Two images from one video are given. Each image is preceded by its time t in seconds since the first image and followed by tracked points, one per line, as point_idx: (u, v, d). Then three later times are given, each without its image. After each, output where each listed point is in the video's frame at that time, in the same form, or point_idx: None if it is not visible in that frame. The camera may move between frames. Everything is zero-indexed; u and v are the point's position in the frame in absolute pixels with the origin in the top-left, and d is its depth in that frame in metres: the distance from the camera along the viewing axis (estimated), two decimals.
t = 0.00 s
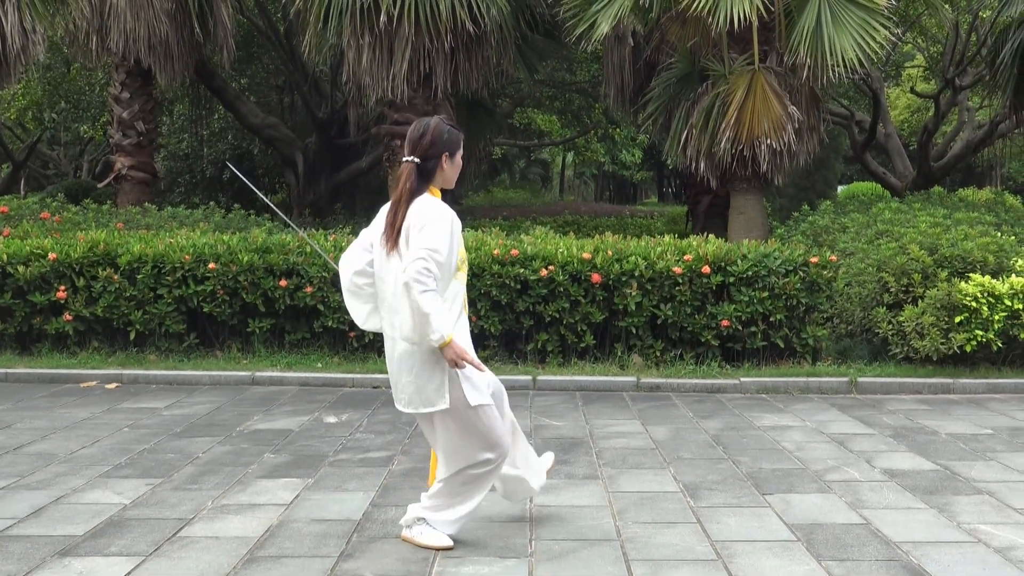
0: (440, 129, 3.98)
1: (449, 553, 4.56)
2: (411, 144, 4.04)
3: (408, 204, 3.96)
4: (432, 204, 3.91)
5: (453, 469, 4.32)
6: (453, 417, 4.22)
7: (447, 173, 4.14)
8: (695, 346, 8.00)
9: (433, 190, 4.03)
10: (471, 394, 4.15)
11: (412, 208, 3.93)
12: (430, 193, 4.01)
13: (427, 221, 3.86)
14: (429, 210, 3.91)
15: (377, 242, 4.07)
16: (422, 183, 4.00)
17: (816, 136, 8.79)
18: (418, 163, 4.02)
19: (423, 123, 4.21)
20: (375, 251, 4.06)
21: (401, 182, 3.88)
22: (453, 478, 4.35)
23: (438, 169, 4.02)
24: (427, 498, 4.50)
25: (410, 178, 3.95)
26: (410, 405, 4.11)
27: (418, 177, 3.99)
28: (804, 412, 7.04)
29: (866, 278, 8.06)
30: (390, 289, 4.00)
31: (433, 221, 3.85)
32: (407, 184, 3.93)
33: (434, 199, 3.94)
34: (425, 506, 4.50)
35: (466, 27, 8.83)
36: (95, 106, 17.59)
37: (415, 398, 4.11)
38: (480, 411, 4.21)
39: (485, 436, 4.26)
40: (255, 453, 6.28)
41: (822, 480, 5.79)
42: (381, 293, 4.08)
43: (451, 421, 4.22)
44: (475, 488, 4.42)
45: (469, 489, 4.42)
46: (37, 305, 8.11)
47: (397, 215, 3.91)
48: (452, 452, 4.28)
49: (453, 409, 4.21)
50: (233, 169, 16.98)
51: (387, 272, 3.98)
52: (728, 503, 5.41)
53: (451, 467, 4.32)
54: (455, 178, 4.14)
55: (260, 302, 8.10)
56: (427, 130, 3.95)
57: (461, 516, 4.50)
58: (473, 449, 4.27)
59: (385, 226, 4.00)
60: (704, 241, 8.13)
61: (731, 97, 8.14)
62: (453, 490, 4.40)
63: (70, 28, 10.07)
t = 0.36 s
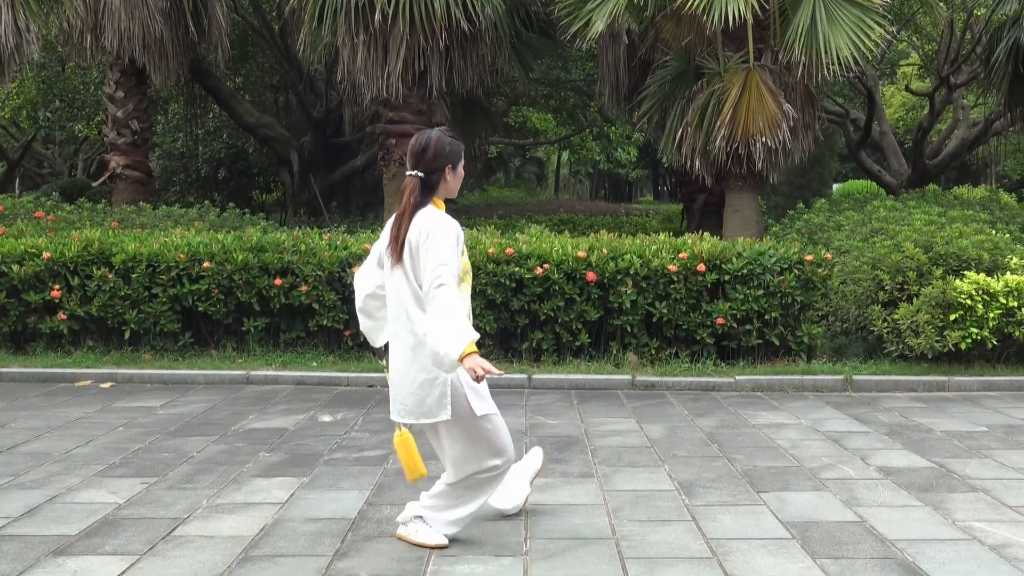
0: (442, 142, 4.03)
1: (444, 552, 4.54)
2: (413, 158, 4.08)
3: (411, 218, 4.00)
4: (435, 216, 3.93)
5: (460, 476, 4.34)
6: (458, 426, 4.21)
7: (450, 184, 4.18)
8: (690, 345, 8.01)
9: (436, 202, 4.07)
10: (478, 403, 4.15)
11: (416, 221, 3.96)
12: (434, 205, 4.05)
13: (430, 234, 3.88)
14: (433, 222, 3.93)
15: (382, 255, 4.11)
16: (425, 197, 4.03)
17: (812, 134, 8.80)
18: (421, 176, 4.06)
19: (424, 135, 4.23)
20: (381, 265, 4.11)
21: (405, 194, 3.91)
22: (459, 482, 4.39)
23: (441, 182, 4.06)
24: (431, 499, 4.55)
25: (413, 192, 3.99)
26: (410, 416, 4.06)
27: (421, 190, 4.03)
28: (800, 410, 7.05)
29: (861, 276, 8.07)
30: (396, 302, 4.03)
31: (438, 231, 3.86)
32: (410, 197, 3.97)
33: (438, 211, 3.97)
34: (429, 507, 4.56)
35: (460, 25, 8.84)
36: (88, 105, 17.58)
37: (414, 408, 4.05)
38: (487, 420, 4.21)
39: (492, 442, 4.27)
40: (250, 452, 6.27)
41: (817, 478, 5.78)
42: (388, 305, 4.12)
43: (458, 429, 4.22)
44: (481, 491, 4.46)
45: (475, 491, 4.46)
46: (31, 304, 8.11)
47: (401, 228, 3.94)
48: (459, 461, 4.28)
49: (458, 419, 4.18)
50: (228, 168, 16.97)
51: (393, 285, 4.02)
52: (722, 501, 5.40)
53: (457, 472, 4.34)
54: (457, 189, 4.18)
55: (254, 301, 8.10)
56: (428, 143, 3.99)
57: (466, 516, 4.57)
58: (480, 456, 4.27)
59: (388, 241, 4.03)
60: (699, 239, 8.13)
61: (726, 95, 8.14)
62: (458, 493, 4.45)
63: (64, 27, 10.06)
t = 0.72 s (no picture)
0: (455, 148, 4.09)
1: (437, 549, 4.50)
2: (427, 163, 4.16)
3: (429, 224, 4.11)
4: (453, 222, 4.04)
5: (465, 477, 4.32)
6: (465, 425, 4.22)
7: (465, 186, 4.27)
8: (683, 341, 8.02)
9: (453, 207, 4.17)
10: (487, 402, 4.20)
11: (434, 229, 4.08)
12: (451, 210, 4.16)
13: (451, 239, 4.00)
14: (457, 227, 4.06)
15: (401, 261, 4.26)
16: (442, 203, 4.13)
17: (804, 130, 8.83)
18: (436, 182, 4.15)
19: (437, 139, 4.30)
20: (399, 270, 4.27)
21: (422, 204, 4.01)
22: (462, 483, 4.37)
23: (455, 186, 4.15)
24: (432, 498, 4.51)
25: (429, 199, 4.09)
26: (416, 409, 4.14)
27: (436, 195, 4.12)
28: (793, 406, 7.05)
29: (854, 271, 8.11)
30: (411, 303, 4.17)
31: (459, 233, 4.01)
32: (427, 205, 4.07)
33: (455, 217, 4.08)
34: (428, 506, 4.52)
35: (453, 23, 8.84)
36: (81, 104, 17.59)
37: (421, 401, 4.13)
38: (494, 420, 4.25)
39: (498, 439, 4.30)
40: (243, 450, 6.25)
41: (810, 474, 5.76)
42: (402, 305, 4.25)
43: (465, 429, 4.23)
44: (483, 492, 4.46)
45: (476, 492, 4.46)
46: (24, 303, 8.11)
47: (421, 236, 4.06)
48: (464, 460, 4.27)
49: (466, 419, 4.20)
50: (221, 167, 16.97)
51: (410, 287, 4.17)
52: (715, 498, 5.37)
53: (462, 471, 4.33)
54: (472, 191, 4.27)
55: (247, 299, 8.11)
56: (441, 152, 4.07)
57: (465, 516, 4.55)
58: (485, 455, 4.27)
59: (407, 246, 4.15)
60: (692, 236, 8.13)
61: (719, 92, 8.15)
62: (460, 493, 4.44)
63: (55, 26, 10.05)
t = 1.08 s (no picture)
0: (474, 149, 4.18)
1: (428, 546, 4.43)
2: (447, 165, 4.23)
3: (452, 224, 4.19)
4: (476, 221, 4.13)
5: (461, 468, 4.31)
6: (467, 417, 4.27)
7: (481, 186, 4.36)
8: (676, 338, 8.03)
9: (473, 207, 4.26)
10: (492, 398, 4.30)
11: (456, 229, 4.15)
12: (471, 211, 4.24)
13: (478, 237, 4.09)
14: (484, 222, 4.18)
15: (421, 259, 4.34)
16: (463, 203, 4.22)
17: (797, 127, 8.87)
18: (456, 183, 4.22)
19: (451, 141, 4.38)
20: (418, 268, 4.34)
21: (445, 203, 4.09)
22: (456, 476, 4.34)
23: (475, 186, 4.23)
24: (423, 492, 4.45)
25: (451, 199, 4.17)
26: (425, 401, 4.27)
27: (457, 196, 4.20)
28: (785, 404, 7.05)
29: (846, 269, 8.12)
30: (428, 300, 4.26)
31: (490, 228, 4.10)
32: (449, 205, 4.15)
33: (476, 216, 4.16)
34: (418, 503, 4.44)
35: (446, 19, 8.84)
36: (73, 99, 17.58)
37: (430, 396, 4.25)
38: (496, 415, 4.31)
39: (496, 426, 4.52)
40: (234, 447, 6.23)
41: (802, 471, 5.73)
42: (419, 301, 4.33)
43: (467, 420, 4.27)
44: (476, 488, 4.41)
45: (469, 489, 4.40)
46: (15, 298, 8.09)
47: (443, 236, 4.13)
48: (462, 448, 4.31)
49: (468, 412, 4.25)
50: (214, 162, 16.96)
51: (429, 284, 4.25)
52: (707, 495, 5.32)
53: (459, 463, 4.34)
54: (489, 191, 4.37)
55: (239, 295, 8.12)
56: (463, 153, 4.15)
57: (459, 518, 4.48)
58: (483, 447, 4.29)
59: (429, 246, 4.23)
60: (685, 233, 8.13)
61: (712, 89, 8.17)
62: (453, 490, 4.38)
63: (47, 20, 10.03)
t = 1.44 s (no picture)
0: (488, 151, 4.29)
1: (417, 544, 4.38)
2: (460, 165, 4.33)
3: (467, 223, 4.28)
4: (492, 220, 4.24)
5: (461, 453, 4.31)
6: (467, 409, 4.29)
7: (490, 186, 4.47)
8: (666, 337, 8.04)
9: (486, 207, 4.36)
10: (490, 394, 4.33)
11: (472, 228, 4.26)
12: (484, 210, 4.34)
13: (499, 235, 4.18)
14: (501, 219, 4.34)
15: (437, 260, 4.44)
16: (477, 203, 4.31)
17: (788, 127, 8.90)
18: (469, 183, 4.31)
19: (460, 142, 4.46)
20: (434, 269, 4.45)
21: (461, 204, 4.20)
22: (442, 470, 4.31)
23: (488, 187, 4.34)
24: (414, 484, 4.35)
25: (466, 200, 4.27)
26: (431, 395, 4.35)
27: (471, 196, 4.31)
28: (775, 403, 7.06)
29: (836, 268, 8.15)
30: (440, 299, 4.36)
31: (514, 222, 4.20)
32: (465, 206, 4.26)
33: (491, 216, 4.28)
34: (399, 498, 4.37)
35: (438, 15, 8.83)
36: (64, 93, 17.54)
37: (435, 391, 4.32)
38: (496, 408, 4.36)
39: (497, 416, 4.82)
40: (222, 443, 6.19)
41: (791, 471, 5.70)
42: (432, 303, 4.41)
43: (464, 415, 4.30)
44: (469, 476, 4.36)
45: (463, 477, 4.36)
46: (4, 293, 8.08)
47: (460, 235, 4.24)
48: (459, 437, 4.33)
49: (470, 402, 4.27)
50: (205, 157, 16.90)
51: (440, 284, 4.35)
52: (696, 494, 5.27)
53: (456, 451, 4.33)
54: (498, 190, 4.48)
55: (229, 291, 8.11)
56: (477, 154, 4.25)
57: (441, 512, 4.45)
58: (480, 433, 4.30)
59: (444, 246, 4.32)
60: (676, 232, 8.14)
61: (704, 87, 8.20)
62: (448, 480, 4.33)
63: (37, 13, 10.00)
